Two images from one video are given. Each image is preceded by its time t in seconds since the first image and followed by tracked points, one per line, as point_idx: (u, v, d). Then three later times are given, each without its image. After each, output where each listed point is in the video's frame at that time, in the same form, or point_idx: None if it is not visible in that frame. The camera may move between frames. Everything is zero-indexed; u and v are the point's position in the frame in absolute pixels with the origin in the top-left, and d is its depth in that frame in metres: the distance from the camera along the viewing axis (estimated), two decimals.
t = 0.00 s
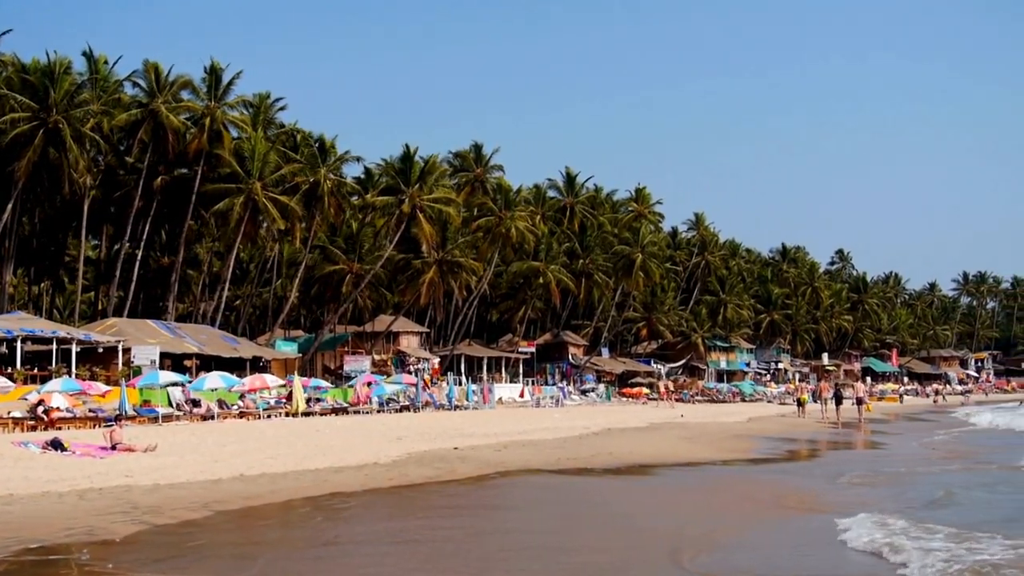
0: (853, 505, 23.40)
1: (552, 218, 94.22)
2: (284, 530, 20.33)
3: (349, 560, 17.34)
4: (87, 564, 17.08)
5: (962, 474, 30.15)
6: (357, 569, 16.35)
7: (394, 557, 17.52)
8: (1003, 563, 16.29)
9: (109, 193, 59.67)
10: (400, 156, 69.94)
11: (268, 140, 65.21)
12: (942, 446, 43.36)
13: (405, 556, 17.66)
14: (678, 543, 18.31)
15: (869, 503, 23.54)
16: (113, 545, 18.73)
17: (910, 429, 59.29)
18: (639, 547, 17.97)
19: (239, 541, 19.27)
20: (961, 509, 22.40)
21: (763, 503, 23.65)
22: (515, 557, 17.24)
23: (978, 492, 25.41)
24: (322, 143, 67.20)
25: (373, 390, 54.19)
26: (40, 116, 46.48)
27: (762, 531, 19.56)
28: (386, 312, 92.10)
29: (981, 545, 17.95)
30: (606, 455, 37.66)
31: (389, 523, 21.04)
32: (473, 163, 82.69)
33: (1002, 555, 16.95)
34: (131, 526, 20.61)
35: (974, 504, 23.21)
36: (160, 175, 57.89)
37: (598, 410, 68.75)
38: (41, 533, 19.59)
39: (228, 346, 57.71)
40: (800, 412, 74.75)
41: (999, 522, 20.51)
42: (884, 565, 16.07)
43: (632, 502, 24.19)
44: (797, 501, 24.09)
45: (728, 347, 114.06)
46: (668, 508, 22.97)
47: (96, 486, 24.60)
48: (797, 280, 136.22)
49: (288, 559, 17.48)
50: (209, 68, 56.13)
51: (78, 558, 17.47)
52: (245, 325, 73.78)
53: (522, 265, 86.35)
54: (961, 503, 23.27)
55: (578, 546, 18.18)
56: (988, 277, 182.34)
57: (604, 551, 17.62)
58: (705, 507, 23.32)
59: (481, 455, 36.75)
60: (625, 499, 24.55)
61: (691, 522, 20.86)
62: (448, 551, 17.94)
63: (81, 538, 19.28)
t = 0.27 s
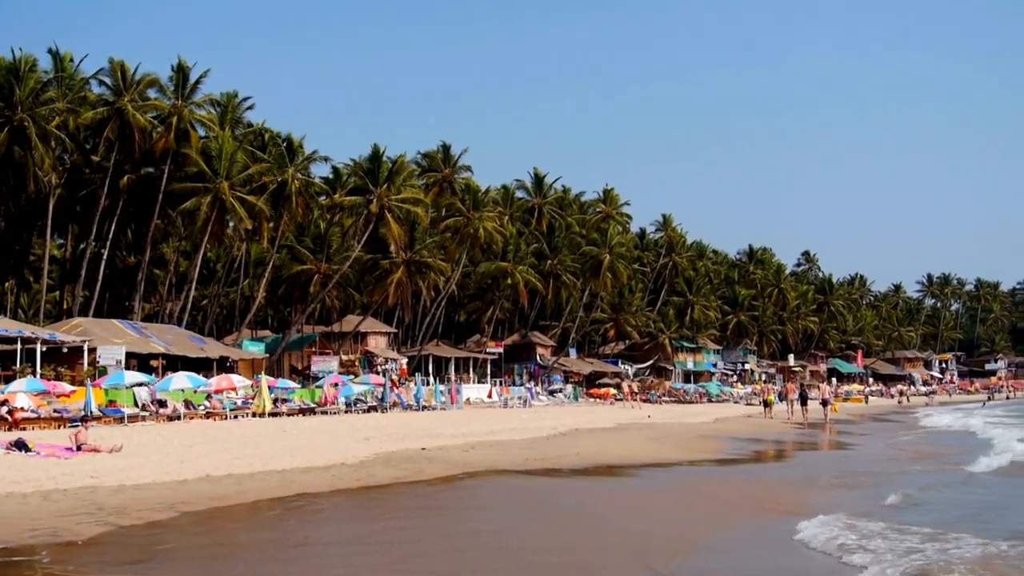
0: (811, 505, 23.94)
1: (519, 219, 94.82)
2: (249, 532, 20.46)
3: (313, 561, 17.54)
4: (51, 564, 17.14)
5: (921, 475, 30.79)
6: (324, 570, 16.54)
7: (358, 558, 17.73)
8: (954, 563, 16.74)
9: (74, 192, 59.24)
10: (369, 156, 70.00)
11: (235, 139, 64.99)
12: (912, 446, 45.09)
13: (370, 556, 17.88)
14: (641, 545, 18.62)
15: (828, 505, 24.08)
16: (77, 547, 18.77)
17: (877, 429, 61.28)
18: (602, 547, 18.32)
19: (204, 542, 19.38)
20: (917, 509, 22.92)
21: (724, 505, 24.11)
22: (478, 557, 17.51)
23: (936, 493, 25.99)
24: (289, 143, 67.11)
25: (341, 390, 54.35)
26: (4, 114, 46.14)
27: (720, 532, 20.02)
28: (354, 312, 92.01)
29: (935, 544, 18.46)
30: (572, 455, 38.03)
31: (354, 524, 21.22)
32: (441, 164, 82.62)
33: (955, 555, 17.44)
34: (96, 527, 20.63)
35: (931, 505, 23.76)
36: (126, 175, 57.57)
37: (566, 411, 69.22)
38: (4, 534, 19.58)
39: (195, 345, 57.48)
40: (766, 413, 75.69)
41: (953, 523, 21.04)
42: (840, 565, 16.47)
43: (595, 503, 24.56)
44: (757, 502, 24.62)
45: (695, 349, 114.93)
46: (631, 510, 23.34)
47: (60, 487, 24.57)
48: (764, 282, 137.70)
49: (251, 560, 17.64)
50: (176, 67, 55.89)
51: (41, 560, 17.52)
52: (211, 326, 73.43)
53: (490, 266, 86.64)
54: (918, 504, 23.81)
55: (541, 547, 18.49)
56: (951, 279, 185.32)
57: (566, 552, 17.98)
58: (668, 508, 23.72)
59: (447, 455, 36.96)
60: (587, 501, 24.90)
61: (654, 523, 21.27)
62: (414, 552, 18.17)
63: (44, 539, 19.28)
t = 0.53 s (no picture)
0: (769, 506, 24.48)
1: (488, 219, 94.92)
2: (215, 532, 20.63)
3: (278, 561, 17.76)
4: (14, 564, 17.22)
5: (880, 475, 31.41)
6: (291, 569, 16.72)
7: (324, 557, 17.97)
8: (914, 561, 17.06)
9: (38, 190, 58.77)
10: (337, 156, 69.94)
11: (202, 138, 64.69)
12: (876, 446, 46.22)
13: (335, 556, 18.13)
14: (606, 545, 18.87)
15: (786, 505, 24.61)
16: (41, 547, 18.85)
17: (842, 429, 62.51)
18: (565, 548, 18.69)
19: (169, 543, 19.51)
20: (876, 509, 23.40)
21: (686, 505, 24.57)
22: (442, 558, 17.81)
23: (893, 493, 26.54)
24: (256, 143, 67.09)
25: (308, 390, 54.34)
26: None
27: (681, 532, 20.47)
28: (322, 312, 91.85)
29: (898, 544, 18.79)
30: (538, 455, 38.41)
31: (319, 525, 21.42)
32: (409, 164, 82.46)
33: (917, 554, 17.77)
34: (60, 528, 20.69)
35: (886, 504, 24.32)
36: (92, 173, 57.19)
37: (533, 412, 69.62)
38: None
39: (161, 345, 57.22)
40: (732, 413, 76.56)
41: (911, 521, 21.52)
42: (800, 564, 16.81)
43: (560, 503, 24.94)
44: (718, 502, 25.12)
45: (663, 349, 115.78)
46: (595, 510, 23.72)
47: (24, 487, 24.56)
48: (731, 283, 138.92)
49: (217, 560, 17.82)
50: (142, 65, 55.61)
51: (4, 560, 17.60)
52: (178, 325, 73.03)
53: (459, 266, 86.86)
54: (874, 504, 24.37)
55: (506, 547, 18.82)
56: (915, 281, 187.79)
57: (530, 552, 18.32)
58: (630, 508, 24.16)
59: (414, 456, 37.18)
60: (553, 502, 25.26)
61: (617, 523, 21.68)
62: (381, 553, 18.37)
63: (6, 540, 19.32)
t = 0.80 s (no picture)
0: (730, 506, 25.01)
1: (456, 219, 94.97)
2: (182, 533, 20.78)
3: (246, 562, 17.99)
4: None
5: (843, 477, 31.99)
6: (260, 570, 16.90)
7: (292, 558, 18.22)
8: (873, 561, 17.52)
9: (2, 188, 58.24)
10: (305, 155, 69.85)
11: (169, 136, 64.35)
12: (840, 446, 47.05)
13: (303, 557, 18.37)
14: (570, 546, 19.26)
15: (748, 506, 25.14)
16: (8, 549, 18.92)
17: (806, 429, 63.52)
18: (530, 549, 19.05)
19: (137, 544, 19.65)
20: (839, 510, 23.86)
21: (650, 506, 25.03)
22: (408, 558, 18.11)
23: (855, 494, 27.04)
24: (224, 142, 66.94)
25: (276, 390, 54.30)
26: None
27: (644, 532, 20.89)
28: (290, 312, 91.62)
29: (871, 544, 19.16)
30: (505, 456, 38.76)
31: (287, 526, 21.62)
32: (378, 163, 82.27)
33: (886, 554, 18.14)
34: (26, 529, 20.75)
35: (843, 505, 24.91)
36: (57, 171, 56.77)
37: (502, 412, 69.98)
38: None
39: (127, 345, 56.94)
40: (699, 414, 77.39)
41: (866, 520, 22.15)
42: (764, 565, 17.13)
43: (527, 505, 25.29)
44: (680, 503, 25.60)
45: (631, 350, 116.61)
46: (560, 512, 24.10)
47: None
48: (699, 284, 140.04)
49: (184, 561, 18.00)
50: (109, 63, 55.28)
51: None
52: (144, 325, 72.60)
53: (427, 266, 87.01)
54: (832, 505, 24.96)
55: (472, 549, 19.14)
56: (881, 282, 190.16)
57: (496, 553, 18.66)
58: (595, 509, 24.57)
59: (381, 456, 37.38)
60: (520, 503, 25.61)
61: (581, 525, 22.06)
62: (351, 554, 18.55)
63: None
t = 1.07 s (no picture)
0: (694, 506, 25.49)
1: (426, 219, 95.02)
2: (150, 534, 20.91)
3: (213, 562, 18.17)
4: None
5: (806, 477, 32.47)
6: (226, 570, 17.01)
7: (260, 558, 18.43)
8: (828, 558, 18.01)
9: None
10: (274, 154, 69.73)
11: (136, 135, 63.96)
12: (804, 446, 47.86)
13: (271, 557, 18.59)
14: (535, 547, 19.60)
15: (711, 506, 25.63)
16: None
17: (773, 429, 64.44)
18: (495, 550, 19.35)
19: (104, 544, 19.76)
20: (798, 510, 24.43)
21: (614, 507, 25.44)
22: (375, 559, 18.37)
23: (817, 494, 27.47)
24: (192, 140, 66.67)
25: (244, 390, 54.20)
26: None
27: (608, 533, 21.27)
28: (258, 312, 91.29)
29: (827, 543, 19.67)
30: (473, 456, 39.04)
31: (255, 527, 21.80)
32: (347, 163, 82.19)
33: (842, 552, 18.65)
34: None
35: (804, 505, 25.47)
36: (23, 169, 56.30)
37: (471, 412, 70.20)
38: None
39: (93, 344, 56.56)
40: (668, 415, 78.15)
41: (823, 519, 22.72)
42: (730, 567, 17.34)
43: (493, 505, 25.61)
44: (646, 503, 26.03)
45: (600, 350, 117.29)
46: (526, 512, 24.44)
47: None
48: (668, 285, 140.98)
49: (151, 561, 18.16)
50: (75, 61, 54.92)
51: None
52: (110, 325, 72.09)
53: (397, 266, 87.11)
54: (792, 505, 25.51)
55: (439, 549, 19.43)
56: (849, 284, 192.36)
57: (462, 553, 18.97)
58: (561, 509, 24.95)
59: (350, 456, 37.51)
60: (486, 503, 25.93)
61: (547, 525, 22.41)
62: (318, 555, 18.68)
63: None
